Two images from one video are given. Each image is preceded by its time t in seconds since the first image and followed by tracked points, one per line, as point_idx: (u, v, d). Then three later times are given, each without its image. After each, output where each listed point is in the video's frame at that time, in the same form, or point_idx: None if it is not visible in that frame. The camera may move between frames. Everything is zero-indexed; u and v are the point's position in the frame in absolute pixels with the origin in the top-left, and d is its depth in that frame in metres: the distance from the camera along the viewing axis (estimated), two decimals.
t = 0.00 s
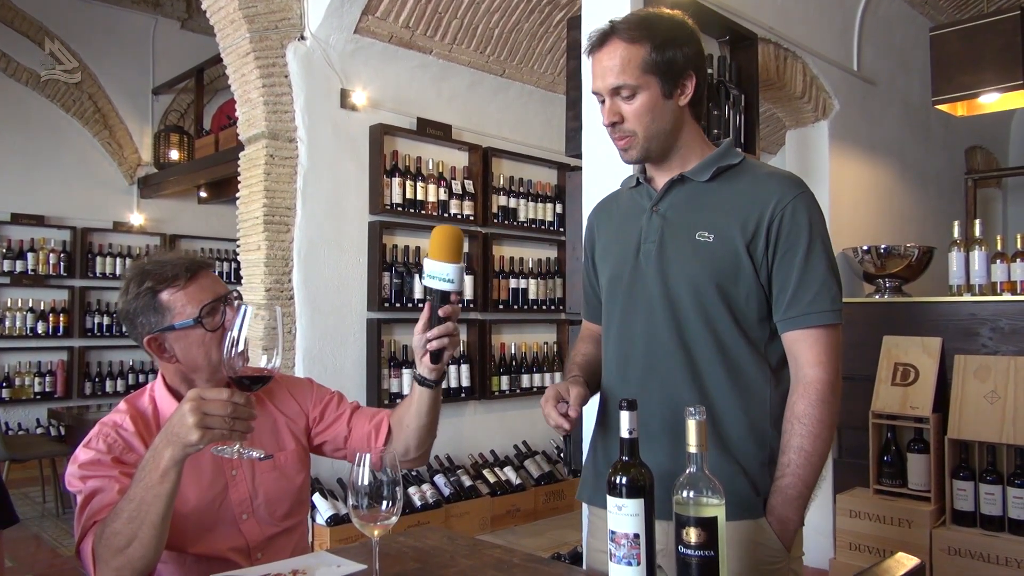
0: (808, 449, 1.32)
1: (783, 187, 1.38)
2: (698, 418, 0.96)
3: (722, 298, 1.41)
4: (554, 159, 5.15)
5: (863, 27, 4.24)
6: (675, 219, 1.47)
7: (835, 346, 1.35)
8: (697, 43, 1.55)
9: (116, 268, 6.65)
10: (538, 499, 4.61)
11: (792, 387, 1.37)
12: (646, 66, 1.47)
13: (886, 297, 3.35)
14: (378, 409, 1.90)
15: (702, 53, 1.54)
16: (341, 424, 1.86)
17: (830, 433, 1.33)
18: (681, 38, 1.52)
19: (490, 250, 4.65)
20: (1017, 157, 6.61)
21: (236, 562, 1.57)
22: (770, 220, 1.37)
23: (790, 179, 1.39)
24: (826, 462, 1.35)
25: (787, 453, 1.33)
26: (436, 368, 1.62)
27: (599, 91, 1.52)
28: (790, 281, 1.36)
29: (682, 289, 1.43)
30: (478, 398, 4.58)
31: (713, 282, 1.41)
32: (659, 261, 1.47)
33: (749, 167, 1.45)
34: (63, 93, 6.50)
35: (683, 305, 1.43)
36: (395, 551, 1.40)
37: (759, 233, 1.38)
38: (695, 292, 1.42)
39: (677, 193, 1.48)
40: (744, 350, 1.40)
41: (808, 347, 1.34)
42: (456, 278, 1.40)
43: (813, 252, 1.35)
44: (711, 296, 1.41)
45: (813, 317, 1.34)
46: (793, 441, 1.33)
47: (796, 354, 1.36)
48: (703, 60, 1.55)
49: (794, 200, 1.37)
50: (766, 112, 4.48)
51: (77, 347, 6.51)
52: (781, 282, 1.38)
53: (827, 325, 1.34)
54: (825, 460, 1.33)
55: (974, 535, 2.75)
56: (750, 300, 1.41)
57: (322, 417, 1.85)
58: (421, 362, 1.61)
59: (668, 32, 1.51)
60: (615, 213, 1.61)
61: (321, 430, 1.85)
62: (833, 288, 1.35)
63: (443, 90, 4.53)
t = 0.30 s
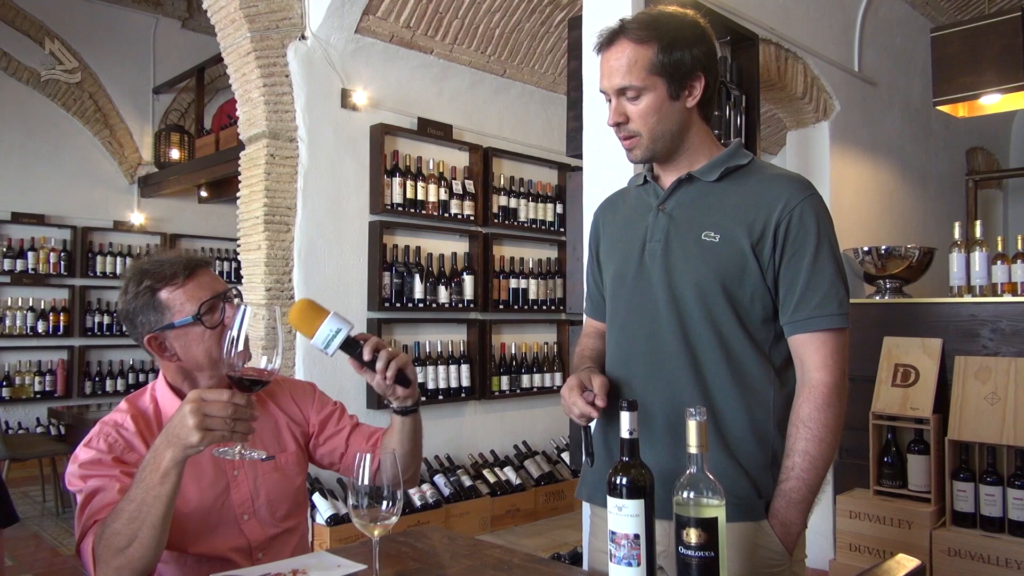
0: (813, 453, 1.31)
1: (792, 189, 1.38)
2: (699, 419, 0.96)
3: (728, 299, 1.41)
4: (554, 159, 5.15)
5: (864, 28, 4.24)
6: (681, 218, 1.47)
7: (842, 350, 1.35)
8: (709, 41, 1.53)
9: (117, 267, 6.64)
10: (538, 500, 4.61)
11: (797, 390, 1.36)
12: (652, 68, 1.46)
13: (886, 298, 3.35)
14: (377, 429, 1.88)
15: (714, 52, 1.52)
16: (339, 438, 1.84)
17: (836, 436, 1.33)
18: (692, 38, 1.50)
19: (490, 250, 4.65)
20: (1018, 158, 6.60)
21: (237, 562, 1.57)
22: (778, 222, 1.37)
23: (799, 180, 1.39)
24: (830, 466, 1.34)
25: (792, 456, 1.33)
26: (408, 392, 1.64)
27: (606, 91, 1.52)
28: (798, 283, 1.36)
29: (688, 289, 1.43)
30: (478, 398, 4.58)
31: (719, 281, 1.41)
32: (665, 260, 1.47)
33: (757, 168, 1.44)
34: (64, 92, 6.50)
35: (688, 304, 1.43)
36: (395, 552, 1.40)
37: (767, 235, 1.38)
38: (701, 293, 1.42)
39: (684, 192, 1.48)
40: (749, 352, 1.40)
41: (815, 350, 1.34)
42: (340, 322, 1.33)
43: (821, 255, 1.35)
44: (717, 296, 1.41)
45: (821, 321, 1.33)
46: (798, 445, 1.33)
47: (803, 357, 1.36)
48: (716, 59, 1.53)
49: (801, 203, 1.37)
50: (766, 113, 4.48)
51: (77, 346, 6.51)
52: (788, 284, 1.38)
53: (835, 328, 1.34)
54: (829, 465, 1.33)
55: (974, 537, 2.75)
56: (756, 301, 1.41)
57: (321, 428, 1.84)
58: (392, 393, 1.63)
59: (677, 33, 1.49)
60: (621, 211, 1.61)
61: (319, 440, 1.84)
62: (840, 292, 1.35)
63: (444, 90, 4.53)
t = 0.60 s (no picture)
0: (812, 455, 1.31)
1: (791, 189, 1.37)
2: (700, 419, 0.96)
3: (728, 300, 1.41)
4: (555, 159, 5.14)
5: (864, 29, 4.24)
6: (681, 218, 1.47)
7: (842, 352, 1.34)
8: (708, 43, 1.50)
9: (118, 268, 6.65)
10: (538, 500, 4.60)
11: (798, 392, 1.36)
12: (638, 68, 1.48)
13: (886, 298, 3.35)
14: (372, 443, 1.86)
15: (712, 55, 1.50)
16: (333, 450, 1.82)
17: (835, 439, 1.32)
18: (690, 41, 1.49)
19: (491, 251, 4.65)
20: (1019, 157, 6.60)
21: (234, 563, 1.57)
22: (777, 223, 1.37)
23: (799, 181, 1.38)
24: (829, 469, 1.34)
25: (790, 458, 1.33)
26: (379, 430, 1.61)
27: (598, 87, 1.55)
28: (797, 284, 1.35)
29: (687, 290, 1.44)
30: (478, 399, 4.59)
31: (718, 282, 1.41)
32: (665, 260, 1.47)
33: (758, 168, 1.44)
34: (65, 93, 6.50)
35: (688, 305, 1.43)
36: (396, 552, 1.40)
37: (766, 236, 1.38)
38: (699, 293, 1.42)
39: (685, 192, 1.49)
40: (748, 352, 1.40)
41: (815, 352, 1.34)
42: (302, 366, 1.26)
43: (821, 256, 1.34)
44: (716, 297, 1.41)
45: (820, 322, 1.33)
46: (797, 447, 1.32)
47: (804, 359, 1.35)
48: (714, 63, 1.50)
49: (801, 203, 1.36)
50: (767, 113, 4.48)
51: (78, 346, 6.51)
52: (787, 285, 1.37)
53: (834, 330, 1.33)
54: (828, 468, 1.32)
55: (975, 537, 2.75)
56: (756, 302, 1.41)
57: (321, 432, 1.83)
58: (364, 431, 1.60)
59: (670, 35, 1.48)
60: (625, 212, 1.62)
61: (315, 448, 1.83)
62: (840, 293, 1.34)
63: (445, 90, 4.54)
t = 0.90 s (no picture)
0: (807, 457, 1.30)
1: (788, 189, 1.37)
2: (701, 419, 0.96)
3: (725, 301, 1.41)
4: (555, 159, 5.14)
5: (865, 28, 4.24)
6: (680, 219, 1.47)
7: (841, 353, 1.33)
8: (705, 43, 1.50)
9: (120, 269, 6.66)
10: (540, 501, 4.60)
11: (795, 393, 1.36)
12: (634, 68, 1.48)
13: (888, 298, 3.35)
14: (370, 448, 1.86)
15: (710, 55, 1.50)
16: (332, 453, 1.82)
17: (831, 441, 1.31)
18: (687, 41, 1.49)
19: (492, 251, 4.65)
20: (1020, 156, 6.60)
21: (235, 565, 1.57)
22: (774, 224, 1.36)
23: (796, 182, 1.38)
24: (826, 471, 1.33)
25: (786, 459, 1.32)
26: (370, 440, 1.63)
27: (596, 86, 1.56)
28: (793, 285, 1.35)
29: (685, 290, 1.44)
30: (480, 399, 4.59)
31: (715, 283, 1.41)
32: (664, 261, 1.47)
33: (757, 168, 1.43)
34: (66, 94, 6.51)
35: (686, 306, 1.44)
36: (399, 553, 1.40)
37: (763, 236, 1.37)
38: (696, 295, 1.42)
39: (684, 193, 1.49)
40: (746, 353, 1.40)
41: (813, 353, 1.33)
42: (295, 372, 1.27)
43: (818, 257, 1.34)
44: (713, 298, 1.41)
45: (816, 323, 1.32)
46: (793, 448, 1.32)
47: (801, 360, 1.35)
48: (711, 62, 1.50)
49: (797, 204, 1.35)
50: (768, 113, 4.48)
51: (80, 348, 6.52)
52: (784, 286, 1.37)
53: (832, 331, 1.32)
54: (824, 470, 1.31)
55: (978, 537, 2.75)
56: (753, 303, 1.41)
57: (321, 432, 1.83)
58: (354, 439, 1.63)
59: (666, 36, 1.48)
60: (627, 212, 1.63)
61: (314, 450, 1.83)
62: (837, 295, 1.33)
63: (446, 91, 4.54)
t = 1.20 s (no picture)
0: (801, 458, 1.30)
1: (784, 191, 1.36)
2: (703, 419, 0.96)
3: (720, 302, 1.41)
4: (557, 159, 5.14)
5: (867, 28, 4.24)
6: (676, 220, 1.47)
7: (836, 355, 1.33)
8: (700, 45, 1.51)
9: (122, 270, 6.67)
10: (541, 501, 4.60)
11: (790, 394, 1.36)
12: (629, 69, 1.49)
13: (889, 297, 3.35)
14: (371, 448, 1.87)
15: (704, 57, 1.50)
16: (332, 453, 1.82)
17: (826, 441, 1.31)
18: (682, 43, 1.49)
19: (493, 251, 4.65)
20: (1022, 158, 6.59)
21: (236, 565, 1.57)
22: (769, 226, 1.36)
23: (792, 183, 1.38)
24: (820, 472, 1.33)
25: (780, 459, 1.32)
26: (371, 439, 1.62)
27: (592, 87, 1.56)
28: (788, 287, 1.35)
29: (681, 292, 1.44)
30: (481, 399, 4.59)
31: (711, 284, 1.41)
32: (660, 262, 1.47)
33: (753, 169, 1.43)
34: (68, 95, 6.52)
35: (681, 307, 1.44)
36: (399, 552, 1.41)
37: (758, 238, 1.37)
38: (692, 296, 1.42)
39: (680, 194, 1.49)
40: (741, 354, 1.40)
41: (808, 354, 1.33)
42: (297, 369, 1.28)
43: (813, 258, 1.33)
44: (708, 299, 1.41)
45: (811, 325, 1.32)
46: (787, 449, 1.32)
47: (796, 361, 1.35)
48: (705, 64, 1.50)
49: (793, 205, 1.35)
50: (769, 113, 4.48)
51: (81, 348, 6.52)
52: (779, 288, 1.37)
53: (826, 333, 1.32)
54: (818, 471, 1.31)
55: (979, 538, 2.75)
56: (748, 304, 1.41)
57: (321, 432, 1.83)
58: (355, 440, 1.63)
59: (660, 37, 1.48)
60: (626, 213, 1.63)
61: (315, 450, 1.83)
62: (832, 296, 1.33)
63: (447, 91, 4.54)
